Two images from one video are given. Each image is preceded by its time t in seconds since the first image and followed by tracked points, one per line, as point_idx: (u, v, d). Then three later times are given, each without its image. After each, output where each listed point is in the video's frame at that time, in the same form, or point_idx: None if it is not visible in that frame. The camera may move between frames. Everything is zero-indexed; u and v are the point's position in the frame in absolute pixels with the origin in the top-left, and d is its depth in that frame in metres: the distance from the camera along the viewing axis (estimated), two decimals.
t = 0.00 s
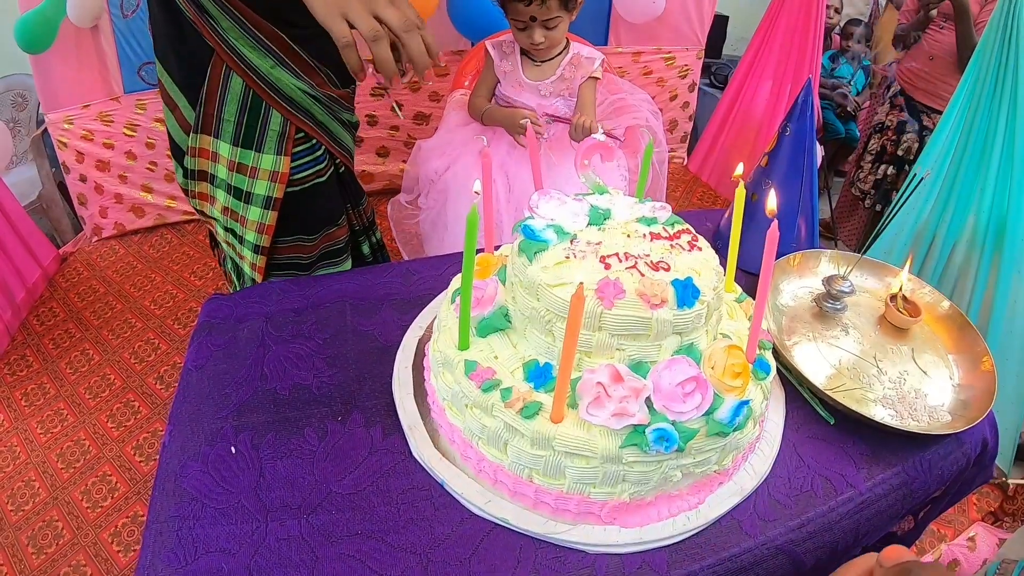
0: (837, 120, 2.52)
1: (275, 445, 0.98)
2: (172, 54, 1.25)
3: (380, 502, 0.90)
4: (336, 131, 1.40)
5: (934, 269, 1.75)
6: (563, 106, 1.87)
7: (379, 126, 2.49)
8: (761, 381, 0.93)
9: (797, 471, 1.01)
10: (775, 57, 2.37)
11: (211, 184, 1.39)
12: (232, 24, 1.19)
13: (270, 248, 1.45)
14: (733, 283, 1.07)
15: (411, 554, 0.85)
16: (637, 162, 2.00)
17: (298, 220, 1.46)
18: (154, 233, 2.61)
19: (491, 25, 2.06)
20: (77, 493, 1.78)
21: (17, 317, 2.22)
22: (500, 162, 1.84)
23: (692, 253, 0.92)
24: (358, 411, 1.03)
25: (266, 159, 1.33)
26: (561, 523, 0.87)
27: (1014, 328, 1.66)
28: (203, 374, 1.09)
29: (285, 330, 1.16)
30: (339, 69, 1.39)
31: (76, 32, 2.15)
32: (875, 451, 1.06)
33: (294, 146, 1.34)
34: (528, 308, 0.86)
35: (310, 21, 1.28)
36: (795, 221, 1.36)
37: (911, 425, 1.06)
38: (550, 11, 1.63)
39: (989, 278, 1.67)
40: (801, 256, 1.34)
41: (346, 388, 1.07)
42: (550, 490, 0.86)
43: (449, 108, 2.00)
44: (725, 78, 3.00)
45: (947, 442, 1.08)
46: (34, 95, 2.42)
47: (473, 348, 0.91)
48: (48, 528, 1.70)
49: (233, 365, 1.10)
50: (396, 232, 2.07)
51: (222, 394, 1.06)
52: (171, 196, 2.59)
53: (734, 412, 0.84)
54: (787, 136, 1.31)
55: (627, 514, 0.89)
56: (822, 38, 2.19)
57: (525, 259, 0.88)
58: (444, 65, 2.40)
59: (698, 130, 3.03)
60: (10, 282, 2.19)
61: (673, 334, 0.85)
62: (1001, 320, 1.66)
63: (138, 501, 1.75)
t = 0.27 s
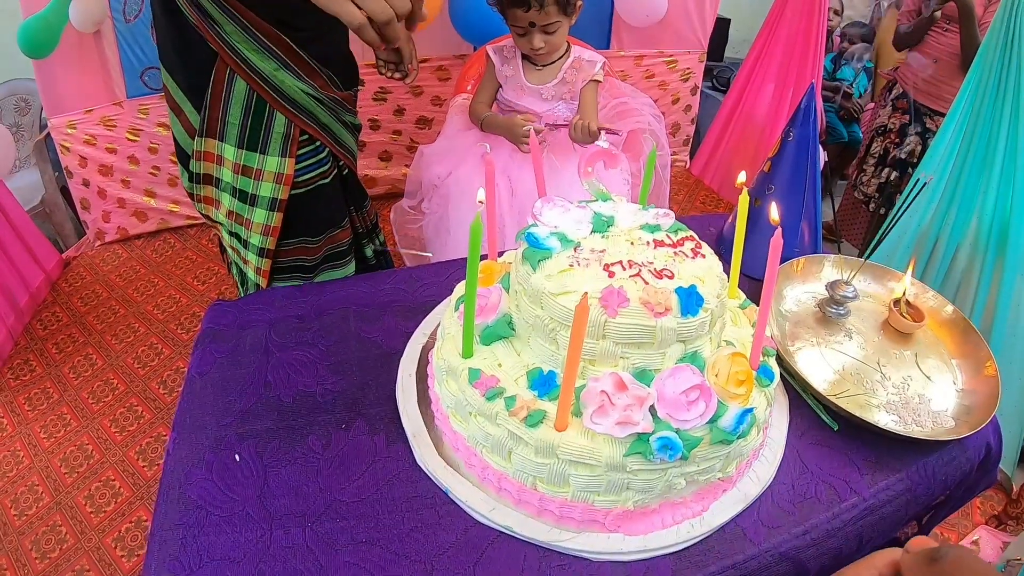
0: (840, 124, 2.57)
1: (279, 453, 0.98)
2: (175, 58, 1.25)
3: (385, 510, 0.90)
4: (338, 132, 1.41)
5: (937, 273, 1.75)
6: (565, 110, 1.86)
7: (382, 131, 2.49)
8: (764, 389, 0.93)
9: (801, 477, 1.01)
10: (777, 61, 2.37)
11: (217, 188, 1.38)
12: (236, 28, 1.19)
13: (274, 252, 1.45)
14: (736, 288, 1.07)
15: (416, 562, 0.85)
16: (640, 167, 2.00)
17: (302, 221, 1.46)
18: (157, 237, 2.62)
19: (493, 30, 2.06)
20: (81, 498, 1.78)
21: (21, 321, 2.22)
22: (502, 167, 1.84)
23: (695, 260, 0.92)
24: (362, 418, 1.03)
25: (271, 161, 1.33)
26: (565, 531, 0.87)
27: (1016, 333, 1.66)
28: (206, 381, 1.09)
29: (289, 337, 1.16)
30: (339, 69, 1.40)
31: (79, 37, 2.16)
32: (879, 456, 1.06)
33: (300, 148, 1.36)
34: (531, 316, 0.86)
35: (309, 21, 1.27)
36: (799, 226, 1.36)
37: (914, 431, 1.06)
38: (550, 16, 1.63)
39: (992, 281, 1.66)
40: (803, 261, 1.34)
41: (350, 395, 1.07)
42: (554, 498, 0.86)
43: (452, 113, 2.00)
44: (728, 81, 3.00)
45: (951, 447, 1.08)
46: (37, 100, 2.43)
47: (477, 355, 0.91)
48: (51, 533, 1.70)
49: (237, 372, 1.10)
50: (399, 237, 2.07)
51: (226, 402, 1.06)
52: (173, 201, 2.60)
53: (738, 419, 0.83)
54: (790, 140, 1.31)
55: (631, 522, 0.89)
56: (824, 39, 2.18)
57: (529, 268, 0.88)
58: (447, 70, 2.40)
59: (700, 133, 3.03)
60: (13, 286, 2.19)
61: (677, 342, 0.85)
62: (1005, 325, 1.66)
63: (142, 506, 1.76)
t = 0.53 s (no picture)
0: (844, 128, 2.59)
1: (284, 464, 0.98)
2: (180, 60, 1.26)
3: (391, 522, 0.90)
4: (342, 136, 1.41)
5: (941, 279, 1.76)
6: (570, 115, 1.86)
7: (386, 136, 2.50)
8: (770, 400, 0.93)
9: (806, 487, 1.01)
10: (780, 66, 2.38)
11: (223, 191, 1.39)
12: (240, 33, 1.19)
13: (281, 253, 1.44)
14: (742, 298, 1.07)
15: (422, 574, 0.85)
16: (644, 173, 2.00)
17: (306, 224, 1.46)
18: (161, 242, 2.62)
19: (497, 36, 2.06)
20: (85, 503, 1.78)
21: (25, 326, 2.23)
22: (507, 174, 1.85)
23: (701, 271, 0.93)
24: (367, 429, 1.03)
25: (276, 165, 1.33)
26: (571, 543, 0.87)
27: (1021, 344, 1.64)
28: (211, 391, 1.09)
29: (294, 347, 1.16)
30: (343, 72, 1.40)
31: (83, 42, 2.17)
32: (884, 466, 1.06)
33: (303, 151, 1.35)
34: (537, 328, 0.86)
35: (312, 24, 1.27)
36: (804, 236, 1.37)
37: (919, 440, 1.06)
38: (554, 25, 1.63)
39: (996, 289, 1.66)
40: (809, 270, 1.34)
41: (356, 405, 1.07)
42: (560, 510, 0.86)
43: (455, 119, 1.99)
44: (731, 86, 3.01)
45: (956, 456, 1.08)
46: (41, 105, 2.43)
47: (482, 367, 0.91)
48: (55, 539, 1.71)
49: (242, 382, 1.10)
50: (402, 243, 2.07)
51: (231, 412, 1.06)
52: (177, 207, 2.60)
53: (744, 431, 0.84)
54: (795, 149, 1.32)
55: (636, 534, 0.89)
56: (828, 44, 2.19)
57: (535, 279, 0.88)
58: (451, 75, 2.41)
59: (704, 138, 3.03)
60: (17, 291, 2.20)
61: (683, 354, 0.85)
62: (1009, 333, 1.64)
63: (146, 512, 1.76)
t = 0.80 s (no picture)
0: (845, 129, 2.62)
1: (289, 469, 0.98)
2: (187, 61, 1.27)
3: (396, 528, 0.90)
4: (347, 137, 1.41)
5: (946, 283, 1.76)
6: (575, 119, 1.86)
7: (390, 140, 2.50)
8: (776, 407, 0.93)
9: (812, 494, 1.01)
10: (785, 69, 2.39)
11: (230, 190, 1.40)
12: (245, 36, 1.19)
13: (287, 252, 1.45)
14: (747, 304, 1.07)
15: None
16: (649, 177, 2.00)
17: (311, 224, 1.47)
18: (165, 245, 2.63)
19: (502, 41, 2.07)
20: (88, 506, 1.79)
21: (29, 328, 2.23)
22: (512, 180, 1.85)
23: (707, 278, 0.93)
24: (372, 434, 1.03)
25: (281, 165, 1.33)
26: (576, 550, 0.87)
27: None
28: (216, 396, 1.09)
29: (299, 352, 1.16)
30: (350, 76, 1.40)
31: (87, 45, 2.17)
32: (889, 473, 1.05)
33: (308, 153, 1.35)
34: (543, 335, 0.86)
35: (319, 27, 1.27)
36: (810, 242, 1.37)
37: (925, 446, 1.05)
38: (561, 30, 1.64)
39: (1001, 293, 1.66)
40: (814, 275, 1.34)
41: (361, 410, 1.07)
42: (565, 517, 0.86)
43: (460, 123, 1.99)
44: (735, 89, 3.00)
45: (962, 463, 1.08)
46: (46, 107, 2.44)
47: (488, 374, 0.91)
48: (59, 541, 1.71)
49: (246, 387, 1.11)
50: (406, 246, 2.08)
51: (236, 417, 1.06)
52: (181, 209, 2.60)
53: (750, 438, 0.83)
54: (801, 153, 1.32)
55: (642, 540, 0.88)
56: (832, 47, 2.20)
57: (541, 286, 0.88)
58: (455, 79, 2.41)
59: (708, 141, 3.03)
60: (21, 293, 2.20)
61: (689, 361, 0.85)
62: (1013, 335, 1.65)
63: (149, 515, 1.76)
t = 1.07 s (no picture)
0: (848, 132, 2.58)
1: (290, 469, 0.98)
2: (190, 63, 1.27)
3: (395, 529, 0.90)
4: (350, 139, 1.41)
5: (948, 286, 1.75)
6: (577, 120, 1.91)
7: (392, 141, 2.50)
8: (776, 409, 0.93)
9: (812, 496, 1.00)
10: (785, 73, 2.40)
11: (235, 192, 1.41)
12: (249, 38, 1.20)
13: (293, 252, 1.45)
14: (748, 306, 1.07)
15: None
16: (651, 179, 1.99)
17: (316, 225, 1.47)
18: (167, 246, 2.63)
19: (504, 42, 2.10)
20: (89, 506, 1.79)
21: (31, 328, 2.24)
22: (514, 181, 1.85)
23: (708, 279, 0.93)
24: (373, 435, 1.03)
25: (286, 166, 1.34)
26: (576, 551, 0.87)
27: None
28: (217, 396, 1.09)
29: (300, 352, 1.16)
30: (354, 77, 1.41)
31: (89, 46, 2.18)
32: (890, 475, 1.05)
33: (313, 154, 1.35)
34: (543, 336, 0.86)
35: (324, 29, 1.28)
36: (810, 245, 1.37)
37: (926, 448, 1.05)
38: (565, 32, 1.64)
39: (1004, 294, 1.66)
40: (815, 276, 1.34)
41: (361, 411, 1.07)
42: (565, 518, 0.86)
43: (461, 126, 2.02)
44: (737, 92, 3.01)
45: (963, 466, 1.08)
46: (48, 108, 2.44)
47: (488, 374, 0.91)
48: (59, 541, 1.71)
49: (247, 388, 1.11)
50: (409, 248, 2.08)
51: (236, 417, 1.06)
52: (184, 210, 2.61)
53: (750, 440, 0.83)
54: (802, 156, 1.33)
55: (641, 542, 0.88)
56: (833, 49, 2.21)
57: (541, 287, 0.88)
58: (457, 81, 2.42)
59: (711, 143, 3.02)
60: (23, 293, 2.21)
61: (689, 363, 0.85)
62: (1016, 335, 1.65)
63: (150, 515, 1.76)
